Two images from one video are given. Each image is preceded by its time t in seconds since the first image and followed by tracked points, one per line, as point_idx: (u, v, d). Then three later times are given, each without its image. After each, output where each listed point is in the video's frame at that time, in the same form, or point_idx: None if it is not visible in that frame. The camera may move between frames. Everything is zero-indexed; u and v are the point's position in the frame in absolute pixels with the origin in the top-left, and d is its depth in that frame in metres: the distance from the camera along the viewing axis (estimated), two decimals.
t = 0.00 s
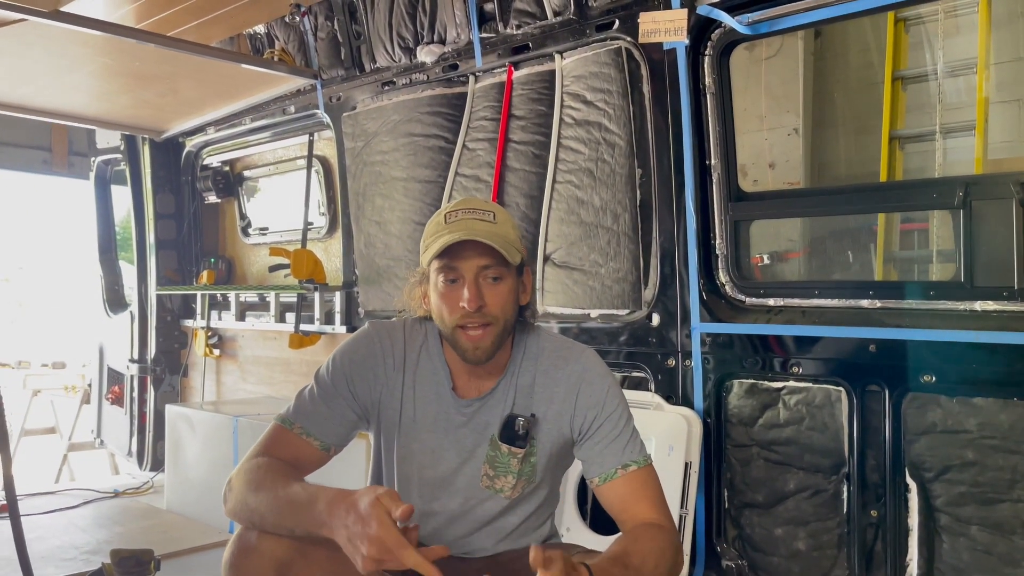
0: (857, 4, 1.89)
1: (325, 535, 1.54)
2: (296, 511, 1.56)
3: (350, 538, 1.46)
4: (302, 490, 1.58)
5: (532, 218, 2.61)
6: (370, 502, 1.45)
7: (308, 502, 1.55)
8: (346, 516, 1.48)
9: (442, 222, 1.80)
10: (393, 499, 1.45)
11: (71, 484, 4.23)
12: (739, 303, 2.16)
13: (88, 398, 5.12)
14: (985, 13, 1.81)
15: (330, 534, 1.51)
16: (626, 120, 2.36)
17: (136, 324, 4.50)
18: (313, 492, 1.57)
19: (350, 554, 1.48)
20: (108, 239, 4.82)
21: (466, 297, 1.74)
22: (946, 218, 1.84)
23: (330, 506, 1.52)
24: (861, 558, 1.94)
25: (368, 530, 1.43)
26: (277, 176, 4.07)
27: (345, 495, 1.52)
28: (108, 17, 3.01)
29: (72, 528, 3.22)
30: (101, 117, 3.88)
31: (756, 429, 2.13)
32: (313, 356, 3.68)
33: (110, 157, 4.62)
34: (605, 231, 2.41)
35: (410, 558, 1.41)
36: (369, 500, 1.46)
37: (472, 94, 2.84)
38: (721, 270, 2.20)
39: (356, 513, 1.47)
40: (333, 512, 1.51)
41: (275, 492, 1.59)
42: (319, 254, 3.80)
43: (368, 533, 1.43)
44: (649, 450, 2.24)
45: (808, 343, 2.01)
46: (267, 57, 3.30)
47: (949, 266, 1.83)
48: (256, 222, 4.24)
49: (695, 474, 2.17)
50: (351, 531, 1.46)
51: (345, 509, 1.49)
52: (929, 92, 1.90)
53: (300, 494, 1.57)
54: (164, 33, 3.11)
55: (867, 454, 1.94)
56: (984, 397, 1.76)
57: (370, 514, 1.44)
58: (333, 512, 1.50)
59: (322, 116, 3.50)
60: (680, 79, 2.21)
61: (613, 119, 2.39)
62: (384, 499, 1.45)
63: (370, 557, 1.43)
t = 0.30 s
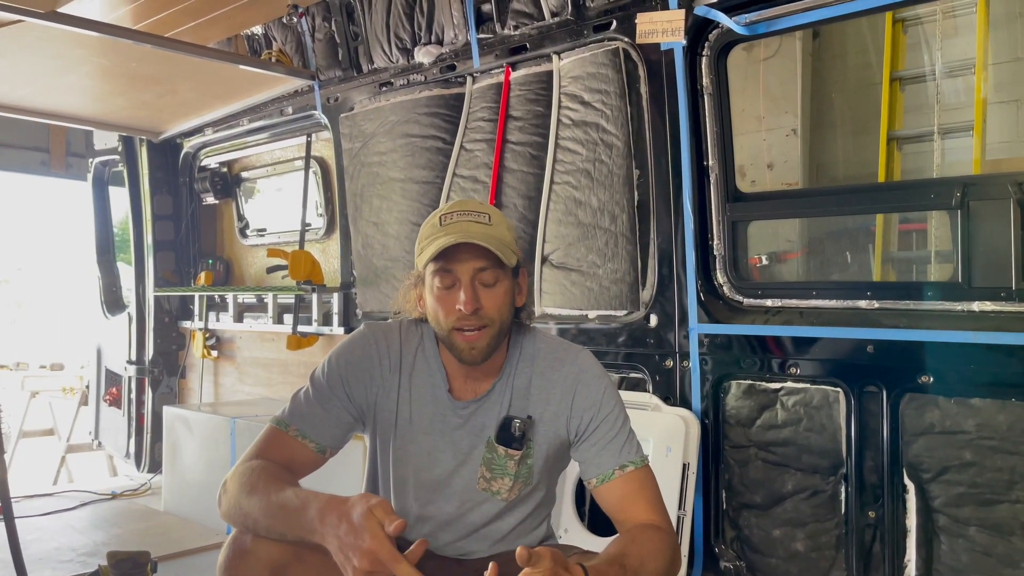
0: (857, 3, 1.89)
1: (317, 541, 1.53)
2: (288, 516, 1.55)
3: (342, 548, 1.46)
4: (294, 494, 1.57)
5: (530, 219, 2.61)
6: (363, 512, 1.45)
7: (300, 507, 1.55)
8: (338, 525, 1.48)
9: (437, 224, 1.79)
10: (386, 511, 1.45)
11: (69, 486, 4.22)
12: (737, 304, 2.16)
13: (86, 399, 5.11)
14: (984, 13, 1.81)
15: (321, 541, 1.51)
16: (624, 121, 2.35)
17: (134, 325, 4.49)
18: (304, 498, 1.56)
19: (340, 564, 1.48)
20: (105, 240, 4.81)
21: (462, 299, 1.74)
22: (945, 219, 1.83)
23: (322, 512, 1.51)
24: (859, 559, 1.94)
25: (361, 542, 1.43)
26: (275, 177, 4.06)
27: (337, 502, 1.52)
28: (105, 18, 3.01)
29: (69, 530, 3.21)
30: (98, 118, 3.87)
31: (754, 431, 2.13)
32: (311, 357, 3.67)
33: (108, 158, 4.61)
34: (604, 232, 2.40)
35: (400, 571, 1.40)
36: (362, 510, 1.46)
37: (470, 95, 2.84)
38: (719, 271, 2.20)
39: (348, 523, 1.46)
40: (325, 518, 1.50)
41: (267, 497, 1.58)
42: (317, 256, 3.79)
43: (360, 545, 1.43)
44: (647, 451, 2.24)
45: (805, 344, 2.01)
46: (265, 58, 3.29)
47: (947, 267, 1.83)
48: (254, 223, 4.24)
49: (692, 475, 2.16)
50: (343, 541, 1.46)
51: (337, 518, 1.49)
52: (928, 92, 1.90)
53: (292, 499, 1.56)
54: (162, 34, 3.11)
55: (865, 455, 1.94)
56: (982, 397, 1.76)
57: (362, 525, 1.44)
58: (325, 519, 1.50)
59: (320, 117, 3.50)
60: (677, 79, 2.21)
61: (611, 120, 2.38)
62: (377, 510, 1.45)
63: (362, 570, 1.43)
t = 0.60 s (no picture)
0: (853, 4, 1.89)
1: (315, 543, 1.53)
2: (285, 519, 1.55)
3: (341, 551, 1.46)
4: (291, 498, 1.57)
5: (527, 220, 2.61)
6: (363, 515, 1.45)
7: (297, 510, 1.54)
8: (338, 528, 1.47)
9: (432, 225, 1.79)
10: (386, 512, 1.44)
11: (66, 487, 4.21)
12: (734, 305, 2.16)
13: (83, 401, 5.10)
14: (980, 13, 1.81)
15: (319, 543, 1.51)
16: (620, 121, 2.35)
17: (132, 327, 4.49)
18: (302, 500, 1.55)
19: (339, 566, 1.48)
20: (103, 241, 4.81)
21: (459, 300, 1.74)
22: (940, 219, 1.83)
23: (320, 515, 1.51)
24: (855, 559, 1.94)
25: (361, 545, 1.42)
26: (272, 178, 4.06)
27: (336, 505, 1.51)
28: (102, 19, 3.00)
29: (66, 531, 3.21)
30: (95, 119, 3.87)
31: (750, 431, 2.13)
32: (308, 358, 3.67)
33: (106, 159, 4.61)
34: (600, 233, 2.41)
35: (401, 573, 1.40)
36: (361, 513, 1.45)
37: (467, 96, 2.84)
38: (715, 271, 2.20)
39: (346, 526, 1.46)
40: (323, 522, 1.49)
41: (264, 500, 1.58)
42: (315, 256, 3.79)
43: (360, 548, 1.42)
44: (644, 451, 2.24)
45: (802, 344, 2.01)
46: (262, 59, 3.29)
47: (943, 267, 1.83)
48: (251, 224, 4.23)
49: (689, 475, 2.16)
50: (343, 544, 1.45)
51: (336, 521, 1.48)
52: (924, 93, 1.90)
53: (289, 502, 1.56)
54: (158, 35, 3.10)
55: (861, 455, 1.94)
56: (978, 397, 1.76)
57: (362, 528, 1.43)
58: (323, 523, 1.49)
59: (317, 118, 3.50)
60: (674, 80, 2.21)
61: (607, 121, 2.39)
62: (378, 511, 1.45)
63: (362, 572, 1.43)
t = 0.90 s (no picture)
0: (854, 5, 1.89)
1: (320, 544, 1.53)
2: (290, 521, 1.55)
3: (349, 552, 1.46)
4: (296, 500, 1.57)
5: (527, 221, 2.61)
6: (369, 515, 1.44)
7: (302, 512, 1.54)
8: (344, 529, 1.47)
9: (434, 227, 1.79)
10: (393, 509, 1.44)
11: (67, 488, 4.21)
12: (733, 305, 2.17)
13: (83, 401, 5.10)
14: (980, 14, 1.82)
15: (326, 545, 1.51)
16: (620, 123, 2.36)
17: (132, 328, 4.49)
18: (307, 502, 1.55)
19: (347, 566, 1.48)
20: (103, 242, 4.81)
21: (462, 301, 1.74)
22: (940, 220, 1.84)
23: (325, 516, 1.51)
24: (855, 559, 1.94)
25: (368, 544, 1.42)
26: (272, 178, 4.06)
27: (342, 507, 1.51)
28: (102, 20, 3.00)
29: (66, 532, 3.21)
30: (95, 120, 3.87)
31: (750, 431, 2.13)
32: (308, 359, 3.67)
33: (106, 160, 4.62)
34: (600, 234, 2.41)
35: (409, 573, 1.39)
36: (368, 513, 1.45)
37: (466, 97, 2.84)
38: (715, 272, 2.20)
39: (354, 526, 1.46)
40: (330, 524, 1.50)
41: (269, 502, 1.58)
42: (315, 257, 3.79)
43: (368, 548, 1.42)
44: (644, 452, 2.24)
45: (802, 345, 2.01)
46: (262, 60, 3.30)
47: (943, 267, 1.83)
48: (251, 225, 4.24)
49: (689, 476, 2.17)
50: (350, 545, 1.45)
51: (343, 522, 1.48)
52: (924, 94, 1.91)
53: (294, 504, 1.56)
54: (159, 36, 3.11)
55: (861, 456, 1.94)
56: (977, 398, 1.76)
57: (369, 528, 1.43)
58: (329, 523, 1.49)
59: (317, 119, 3.50)
60: (674, 80, 2.22)
61: (607, 121, 2.39)
62: (384, 510, 1.44)
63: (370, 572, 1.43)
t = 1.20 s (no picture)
0: (854, 5, 1.88)
1: (320, 542, 1.53)
2: (290, 519, 1.55)
3: (349, 547, 1.46)
4: (296, 498, 1.57)
5: (527, 221, 2.61)
6: (367, 507, 1.45)
7: (301, 510, 1.54)
8: (343, 524, 1.47)
9: (433, 226, 1.79)
10: (388, 496, 1.45)
11: (67, 488, 4.21)
12: (733, 305, 2.16)
13: (83, 401, 5.10)
14: (980, 15, 1.82)
15: (325, 541, 1.50)
16: (620, 122, 2.36)
17: (131, 327, 4.49)
18: (306, 500, 1.55)
19: (348, 563, 1.48)
20: (103, 242, 4.81)
21: (462, 300, 1.74)
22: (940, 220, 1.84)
23: (324, 513, 1.51)
24: (855, 559, 1.94)
25: (368, 537, 1.42)
26: (272, 178, 4.06)
27: (339, 502, 1.51)
28: (102, 20, 3.01)
29: (66, 532, 3.21)
30: (95, 120, 3.87)
31: (750, 431, 2.13)
32: (308, 359, 3.67)
33: (106, 160, 4.62)
34: (600, 234, 2.41)
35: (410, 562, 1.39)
36: (365, 505, 1.45)
37: (466, 97, 2.84)
38: (715, 272, 2.20)
39: (353, 520, 1.46)
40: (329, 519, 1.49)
41: (269, 500, 1.58)
42: (314, 257, 3.80)
43: (368, 541, 1.42)
44: (644, 452, 2.24)
45: (801, 344, 2.01)
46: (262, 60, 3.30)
47: (942, 267, 1.83)
48: (251, 225, 4.24)
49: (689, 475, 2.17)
50: (350, 539, 1.45)
51: (342, 517, 1.48)
52: (924, 94, 1.91)
53: (293, 502, 1.56)
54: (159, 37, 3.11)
55: (861, 456, 1.94)
56: (977, 398, 1.76)
57: (367, 520, 1.44)
58: (328, 520, 1.49)
59: (317, 119, 3.50)
60: (673, 80, 2.22)
61: (607, 121, 2.39)
62: (379, 499, 1.45)
63: (372, 566, 1.43)
